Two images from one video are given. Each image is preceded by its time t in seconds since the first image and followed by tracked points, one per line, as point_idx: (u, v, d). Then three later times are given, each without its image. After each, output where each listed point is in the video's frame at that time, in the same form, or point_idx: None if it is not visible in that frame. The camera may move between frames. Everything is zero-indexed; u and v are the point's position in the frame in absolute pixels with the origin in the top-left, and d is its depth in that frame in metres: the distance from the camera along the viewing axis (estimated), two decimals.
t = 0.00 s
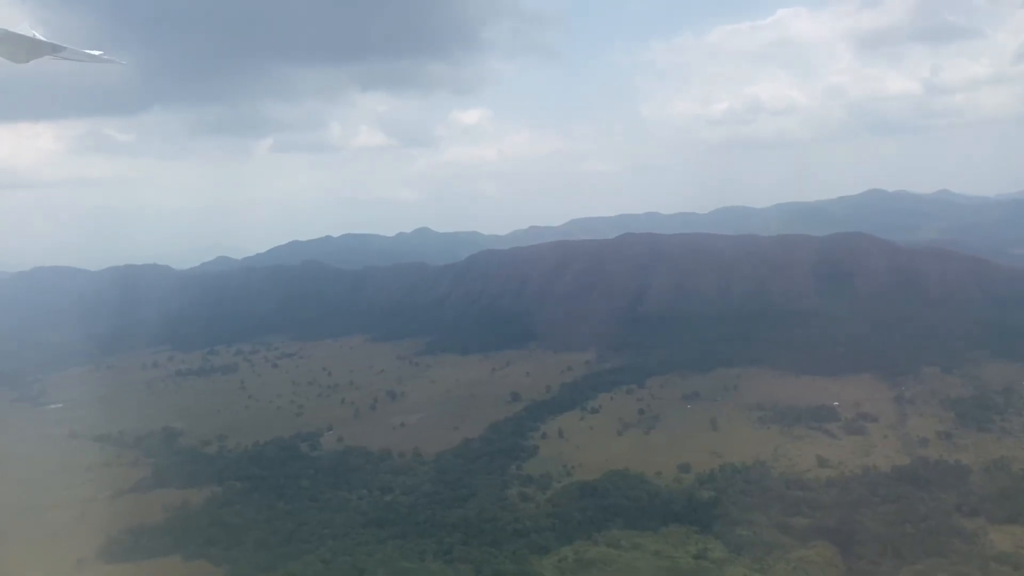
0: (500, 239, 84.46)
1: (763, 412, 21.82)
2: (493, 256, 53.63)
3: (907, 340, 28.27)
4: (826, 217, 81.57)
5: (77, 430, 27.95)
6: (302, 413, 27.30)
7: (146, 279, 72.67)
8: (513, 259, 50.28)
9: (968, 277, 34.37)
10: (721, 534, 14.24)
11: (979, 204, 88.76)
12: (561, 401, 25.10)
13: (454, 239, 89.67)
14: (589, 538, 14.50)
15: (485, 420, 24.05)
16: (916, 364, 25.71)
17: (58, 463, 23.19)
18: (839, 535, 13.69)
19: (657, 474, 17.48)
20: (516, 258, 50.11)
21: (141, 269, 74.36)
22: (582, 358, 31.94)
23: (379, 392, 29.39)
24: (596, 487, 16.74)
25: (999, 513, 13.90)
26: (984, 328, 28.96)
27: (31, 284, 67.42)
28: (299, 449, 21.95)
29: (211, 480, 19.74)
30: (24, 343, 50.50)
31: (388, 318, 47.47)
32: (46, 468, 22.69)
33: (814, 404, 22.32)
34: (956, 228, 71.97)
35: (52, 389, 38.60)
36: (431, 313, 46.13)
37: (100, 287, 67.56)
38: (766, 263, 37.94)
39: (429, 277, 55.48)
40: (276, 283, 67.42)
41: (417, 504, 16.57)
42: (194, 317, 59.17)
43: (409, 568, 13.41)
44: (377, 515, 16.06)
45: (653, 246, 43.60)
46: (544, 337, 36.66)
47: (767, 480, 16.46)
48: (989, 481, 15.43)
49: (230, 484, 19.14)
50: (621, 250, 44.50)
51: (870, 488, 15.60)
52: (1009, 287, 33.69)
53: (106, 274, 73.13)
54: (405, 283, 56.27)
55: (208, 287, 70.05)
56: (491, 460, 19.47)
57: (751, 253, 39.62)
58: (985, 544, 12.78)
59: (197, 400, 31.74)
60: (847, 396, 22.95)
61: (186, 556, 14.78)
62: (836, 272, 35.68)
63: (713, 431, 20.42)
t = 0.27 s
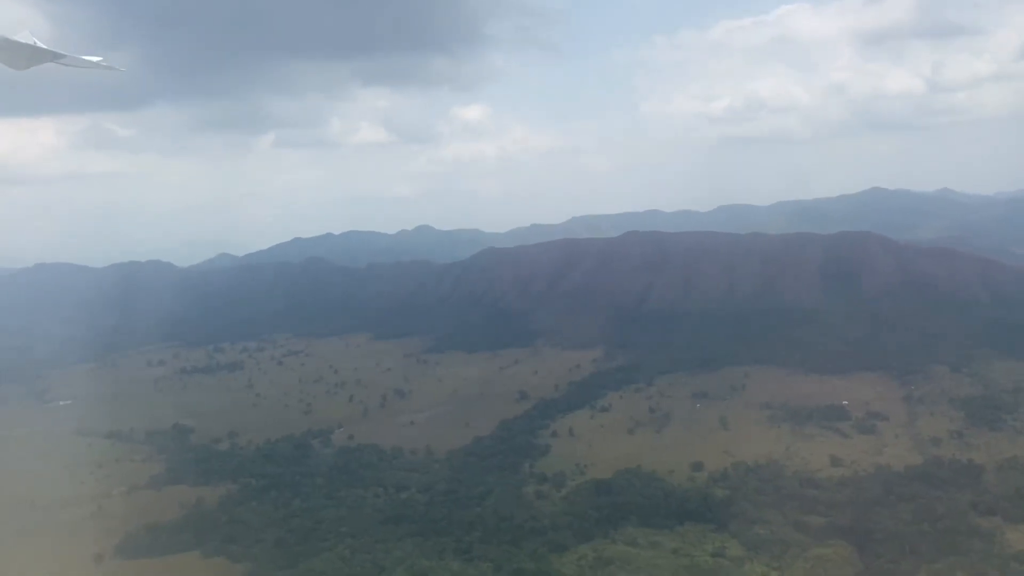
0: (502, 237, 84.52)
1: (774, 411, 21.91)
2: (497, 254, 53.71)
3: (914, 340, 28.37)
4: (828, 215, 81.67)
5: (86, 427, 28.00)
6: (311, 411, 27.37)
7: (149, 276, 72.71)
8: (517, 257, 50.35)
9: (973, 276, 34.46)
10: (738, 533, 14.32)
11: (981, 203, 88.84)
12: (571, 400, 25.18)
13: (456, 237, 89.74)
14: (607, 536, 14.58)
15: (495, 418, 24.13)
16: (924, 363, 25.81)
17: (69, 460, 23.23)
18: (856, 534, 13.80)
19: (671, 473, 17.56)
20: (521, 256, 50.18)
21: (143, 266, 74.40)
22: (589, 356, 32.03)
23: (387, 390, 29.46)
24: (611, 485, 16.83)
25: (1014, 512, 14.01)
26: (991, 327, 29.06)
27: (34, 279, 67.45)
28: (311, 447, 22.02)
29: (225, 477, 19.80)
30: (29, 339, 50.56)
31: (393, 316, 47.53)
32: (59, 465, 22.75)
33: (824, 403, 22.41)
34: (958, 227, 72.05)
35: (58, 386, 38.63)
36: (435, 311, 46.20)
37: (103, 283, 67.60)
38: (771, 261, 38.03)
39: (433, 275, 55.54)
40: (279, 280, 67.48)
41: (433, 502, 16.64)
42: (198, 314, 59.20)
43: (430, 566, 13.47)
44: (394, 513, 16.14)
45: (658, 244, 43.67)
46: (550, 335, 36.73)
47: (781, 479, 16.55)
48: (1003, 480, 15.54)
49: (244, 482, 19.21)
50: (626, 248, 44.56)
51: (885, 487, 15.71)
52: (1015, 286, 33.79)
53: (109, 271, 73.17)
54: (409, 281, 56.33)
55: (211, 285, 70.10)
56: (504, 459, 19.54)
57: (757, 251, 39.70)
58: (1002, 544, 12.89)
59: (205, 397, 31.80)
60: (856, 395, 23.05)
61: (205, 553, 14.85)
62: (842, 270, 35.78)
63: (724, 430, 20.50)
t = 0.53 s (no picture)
0: (506, 233, 84.42)
1: (786, 409, 21.89)
2: (502, 250, 53.67)
3: (924, 338, 28.35)
4: (832, 212, 81.55)
5: (96, 423, 27.99)
6: (321, 407, 27.35)
7: (153, 271, 72.68)
8: (523, 253, 50.32)
9: (982, 273, 34.40)
10: (756, 532, 14.29)
11: (985, 199, 88.69)
12: (581, 397, 25.17)
13: (459, 233, 89.67)
14: (624, 534, 14.56)
15: (506, 414, 24.12)
16: (935, 361, 25.79)
17: (81, 456, 23.23)
18: (875, 533, 13.79)
19: (686, 471, 17.56)
20: (526, 253, 50.14)
21: (147, 261, 74.38)
22: (598, 353, 31.99)
23: (396, 387, 29.46)
24: (627, 484, 16.81)
25: None
26: (1001, 325, 29.03)
27: (39, 275, 67.45)
28: (323, 443, 22.02)
29: (239, 474, 19.80)
30: (34, 335, 50.58)
31: (399, 312, 47.53)
32: (70, 461, 22.74)
33: (837, 401, 22.40)
34: (962, 223, 71.94)
35: (65, 382, 38.63)
36: (441, 307, 46.19)
37: (108, 279, 67.59)
38: (779, 258, 37.97)
39: (438, 271, 55.48)
40: (283, 276, 67.43)
41: (448, 500, 16.61)
42: (202, 309, 59.22)
43: (448, 563, 13.44)
44: (410, 511, 16.12)
45: (664, 241, 43.64)
46: (558, 332, 36.73)
47: (797, 477, 16.53)
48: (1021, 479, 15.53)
49: (257, 479, 19.18)
50: (633, 245, 44.53)
51: (901, 485, 15.71)
52: None
53: (113, 266, 73.15)
54: (413, 277, 56.32)
55: (215, 280, 70.10)
56: (518, 456, 19.52)
57: (764, 248, 39.67)
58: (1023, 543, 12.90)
59: (214, 393, 31.79)
60: (868, 393, 23.04)
61: (222, 550, 14.83)
62: (850, 268, 35.72)
63: (737, 428, 20.50)
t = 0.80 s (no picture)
0: (509, 232, 84.46)
1: (797, 407, 21.95)
2: (507, 248, 53.72)
3: (932, 336, 28.41)
4: (835, 211, 81.61)
5: (106, 420, 28.04)
6: (330, 404, 27.39)
7: (156, 269, 72.70)
8: (528, 252, 50.34)
9: (989, 272, 34.47)
10: (774, 529, 14.35)
11: (987, 198, 88.71)
12: (591, 395, 25.23)
13: (462, 231, 89.69)
14: (642, 532, 14.61)
15: (517, 412, 24.18)
16: (944, 360, 25.86)
17: (93, 453, 23.28)
18: (892, 531, 13.87)
19: (700, 468, 17.61)
20: (531, 251, 50.17)
21: (151, 258, 74.40)
22: (605, 351, 32.05)
23: (405, 384, 29.52)
24: (642, 482, 16.85)
25: None
26: (1009, 323, 29.10)
27: (42, 272, 67.46)
28: (335, 441, 22.07)
29: (252, 471, 19.87)
30: (40, 332, 50.61)
31: (404, 310, 47.55)
32: (83, 458, 22.78)
33: (847, 399, 22.47)
34: (966, 223, 71.95)
35: (72, 379, 38.65)
36: (446, 305, 46.22)
37: (112, 277, 67.60)
38: (786, 257, 38.01)
39: (442, 270, 55.51)
40: (287, 274, 67.44)
41: (464, 498, 16.66)
42: (206, 307, 59.24)
43: (469, 560, 13.49)
44: (427, 508, 16.17)
45: (670, 241, 43.69)
46: (564, 330, 36.79)
47: (812, 475, 16.60)
48: None
49: (271, 476, 19.22)
50: (638, 244, 44.58)
51: (916, 483, 15.79)
52: None
53: (116, 264, 73.16)
54: (418, 275, 56.34)
55: (218, 278, 70.09)
56: (531, 454, 19.56)
57: (770, 246, 39.71)
58: None
59: (222, 390, 31.84)
60: (878, 392, 23.11)
61: (240, 546, 14.89)
62: (857, 267, 35.76)
63: (749, 426, 20.55)
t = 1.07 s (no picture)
0: (511, 231, 84.41)
1: (809, 408, 21.92)
2: (512, 247, 53.65)
3: (942, 337, 28.38)
4: (838, 211, 81.57)
5: (114, 419, 27.98)
6: (340, 403, 27.38)
7: (159, 268, 72.67)
8: (533, 251, 50.28)
9: (997, 272, 34.41)
10: (793, 531, 14.31)
11: (990, 197, 88.58)
12: (601, 395, 25.19)
13: (464, 229, 89.65)
14: (660, 532, 14.58)
15: (528, 412, 24.14)
16: (955, 361, 25.83)
17: (103, 451, 23.22)
18: (913, 533, 13.84)
19: (715, 470, 17.57)
20: (536, 250, 50.11)
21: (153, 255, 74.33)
22: (613, 351, 32.01)
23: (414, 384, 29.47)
24: (659, 482, 16.84)
25: None
26: (1019, 324, 29.06)
27: (46, 270, 67.40)
28: (347, 440, 22.02)
29: (265, 471, 19.83)
30: (45, 330, 50.58)
31: (409, 309, 47.49)
32: (93, 456, 22.76)
33: (860, 400, 22.44)
34: (969, 222, 71.91)
35: (77, 377, 38.56)
36: (452, 304, 46.17)
37: (115, 276, 67.55)
38: (793, 257, 38.00)
39: (447, 269, 55.48)
40: (290, 272, 67.39)
41: (480, 498, 16.61)
42: (210, 305, 59.15)
43: (488, 560, 13.46)
44: (443, 508, 16.15)
45: (676, 241, 43.63)
46: (572, 330, 36.75)
47: (829, 477, 16.57)
48: None
49: (284, 475, 19.20)
50: (644, 244, 44.53)
51: (935, 484, 15.77)
52: None
53: (119, 263, 73.08)
54: (422, 274, 56.27)
55: (221, 276, 69.99)
56: (545, 454, 19.51)
57: (777, 246, 39.66)
58: None
59: (230, 389, 31.78)
60: (891, 393, 23.07)
61: (257, 547, 14.85)
62: (866, 266, 35.71)
63: (763, 427, 20.51)
